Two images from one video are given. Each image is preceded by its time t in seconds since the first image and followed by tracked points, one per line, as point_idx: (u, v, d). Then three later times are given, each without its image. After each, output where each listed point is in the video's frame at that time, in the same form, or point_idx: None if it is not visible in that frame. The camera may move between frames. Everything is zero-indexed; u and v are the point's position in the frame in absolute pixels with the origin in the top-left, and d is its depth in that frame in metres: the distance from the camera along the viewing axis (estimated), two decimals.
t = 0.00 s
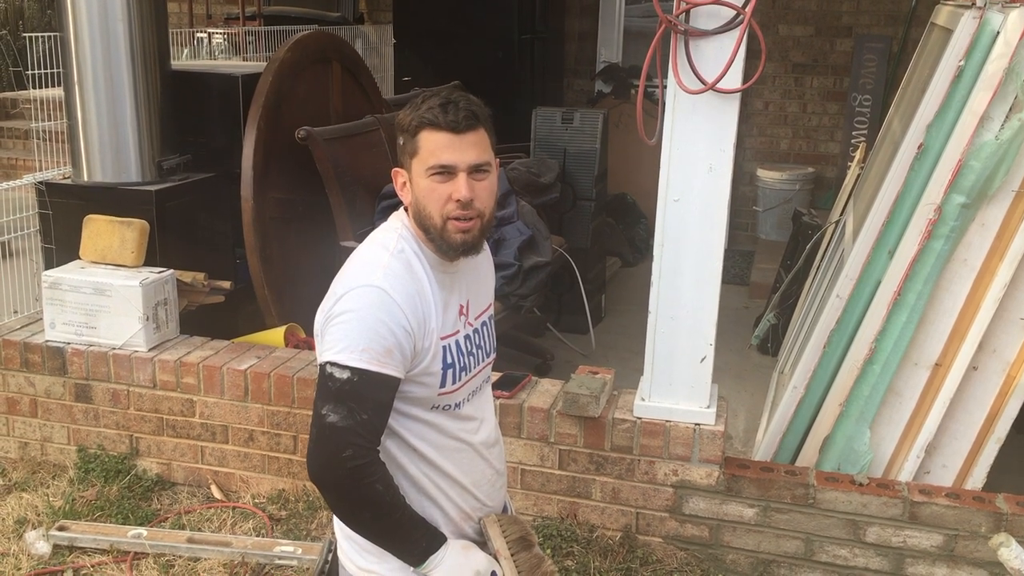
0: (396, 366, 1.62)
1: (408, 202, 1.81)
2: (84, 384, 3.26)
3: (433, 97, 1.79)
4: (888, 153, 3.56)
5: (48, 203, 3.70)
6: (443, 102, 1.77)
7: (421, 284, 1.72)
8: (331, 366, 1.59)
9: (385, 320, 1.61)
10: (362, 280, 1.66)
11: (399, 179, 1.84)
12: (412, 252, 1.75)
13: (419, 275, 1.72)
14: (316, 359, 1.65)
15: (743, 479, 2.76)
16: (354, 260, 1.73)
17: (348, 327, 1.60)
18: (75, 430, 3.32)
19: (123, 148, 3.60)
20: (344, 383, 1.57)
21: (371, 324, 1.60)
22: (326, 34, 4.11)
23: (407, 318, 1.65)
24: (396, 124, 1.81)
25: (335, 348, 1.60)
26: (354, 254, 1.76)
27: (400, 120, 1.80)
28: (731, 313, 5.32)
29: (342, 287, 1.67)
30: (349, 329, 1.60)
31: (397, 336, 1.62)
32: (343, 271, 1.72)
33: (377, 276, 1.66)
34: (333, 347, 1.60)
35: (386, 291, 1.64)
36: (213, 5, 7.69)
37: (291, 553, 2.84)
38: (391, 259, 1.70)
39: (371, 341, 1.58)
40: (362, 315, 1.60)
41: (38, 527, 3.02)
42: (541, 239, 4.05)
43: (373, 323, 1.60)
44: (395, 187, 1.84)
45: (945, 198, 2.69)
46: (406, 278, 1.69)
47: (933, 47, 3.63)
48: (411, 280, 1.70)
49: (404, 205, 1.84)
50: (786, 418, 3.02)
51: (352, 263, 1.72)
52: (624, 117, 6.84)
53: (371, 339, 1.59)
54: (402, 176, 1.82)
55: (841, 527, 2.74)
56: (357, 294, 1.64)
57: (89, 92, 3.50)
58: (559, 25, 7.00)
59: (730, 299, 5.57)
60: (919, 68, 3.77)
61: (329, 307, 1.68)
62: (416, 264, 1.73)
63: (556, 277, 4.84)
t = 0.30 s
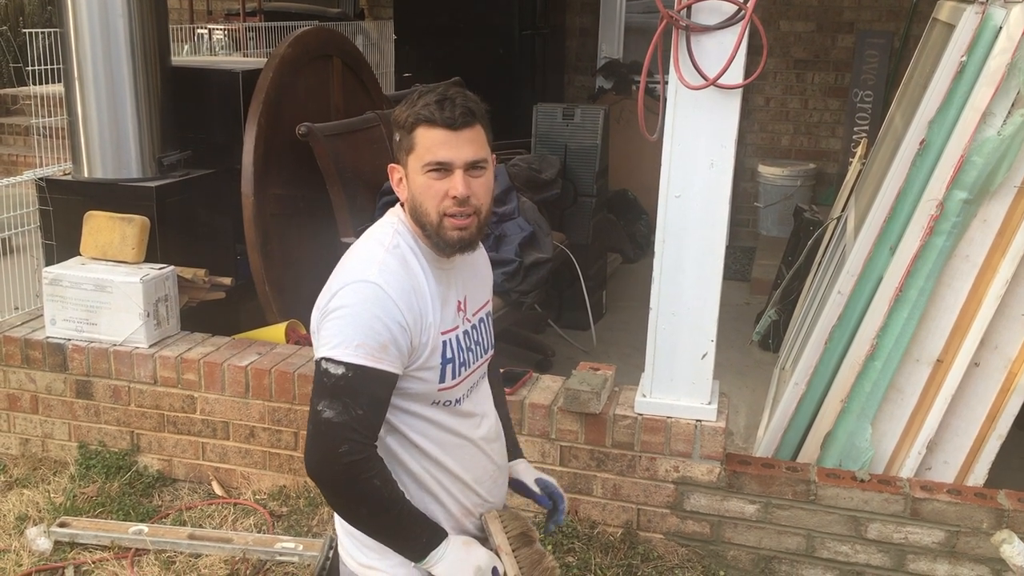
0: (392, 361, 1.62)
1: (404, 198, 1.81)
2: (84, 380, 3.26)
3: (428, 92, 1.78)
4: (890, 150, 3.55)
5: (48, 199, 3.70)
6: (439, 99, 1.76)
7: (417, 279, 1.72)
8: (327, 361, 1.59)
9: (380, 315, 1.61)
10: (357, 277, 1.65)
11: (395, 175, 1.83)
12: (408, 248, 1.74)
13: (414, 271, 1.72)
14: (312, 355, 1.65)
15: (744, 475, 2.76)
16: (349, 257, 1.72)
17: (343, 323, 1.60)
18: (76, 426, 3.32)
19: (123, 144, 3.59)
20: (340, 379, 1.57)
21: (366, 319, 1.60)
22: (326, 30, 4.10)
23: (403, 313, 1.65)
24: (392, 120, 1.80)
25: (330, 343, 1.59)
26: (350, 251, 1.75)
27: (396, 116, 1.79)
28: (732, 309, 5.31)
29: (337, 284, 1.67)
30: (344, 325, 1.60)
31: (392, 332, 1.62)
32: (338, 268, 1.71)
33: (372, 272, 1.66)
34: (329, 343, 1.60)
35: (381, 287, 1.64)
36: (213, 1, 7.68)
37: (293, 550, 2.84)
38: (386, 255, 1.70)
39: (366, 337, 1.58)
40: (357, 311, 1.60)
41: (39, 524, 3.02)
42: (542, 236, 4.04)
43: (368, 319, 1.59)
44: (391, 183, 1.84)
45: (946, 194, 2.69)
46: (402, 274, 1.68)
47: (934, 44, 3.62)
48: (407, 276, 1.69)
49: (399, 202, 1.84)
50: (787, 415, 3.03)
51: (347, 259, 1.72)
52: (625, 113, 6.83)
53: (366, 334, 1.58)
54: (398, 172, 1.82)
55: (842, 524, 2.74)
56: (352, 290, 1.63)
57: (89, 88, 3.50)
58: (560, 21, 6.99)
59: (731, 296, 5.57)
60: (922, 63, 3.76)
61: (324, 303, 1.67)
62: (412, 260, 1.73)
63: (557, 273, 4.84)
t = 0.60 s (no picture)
0: (392, 357, 1.61)
1: (398, 194, 1.80)
2: (85, 379, 3.25)
3: (425, 88, 1.78)
4: (891, 149, 3.55)
5: (48, 198, 3.69)
6: (435, 95, 1.75)
7: (414, 274, 1.71)
8: (327, 359, 1.58)
9: (379, 311, 1.60)
10: (354, 273, 1.65)
11: (389, 170, 1.83)
12: (403, 244, 1.74)
13: (411, 266, 1.71)
14: (312, 353, 1.64)
15: (745, 475, 2.76)
16: (345, 254, 1.72)
17: (341, 320, 1.59)
18: (76, 425, 3.31)
19: (124, 143, 3.59)
20: (340, 376, 1.57)
21: (365, 315, 1.60)
22: (327, 28, 4.09)
23: (401, 308, 1.65)
24: (387, 115, 1.79)
25: (330, 341, 1.59)
26: (346, 249, 1.75)
27: (392, 111, 1.79)
28: (733, 308, 5.31)
29: (334, 281, 1.66)
30: (343, 322, 1.59)
31: (391, 327, 1.61)
32: (335, 265, 1.71)
33: (368, 268, 1.65)
34: (328, 341, 1.59)
35: (378, 282, 1.63)
36: None
37: (293, 549, 2.83)
38: (382, 251, 1.69)
39: (365, 333, 1.58)
40: (355, 307, 1.60)
41: (39, 523, 3.02)
42: (543, 234, 4.04)
43: (366, 314, 1.59)
44: (385, 178, 1.83)
45: (949, 192, 2.68)
46: (398, 269, 1.68)
47: (935, 43, 3.62)
48: (404, 271, 1.69)
49: (394, 197, 1.83)
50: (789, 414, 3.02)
51: (344, 256, 1.71)
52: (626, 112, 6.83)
53: (366, 331, 1.58)
54: (393, 168, 1.82)
55: (844, 523, 2.74)
56: (349, 287, 1.63)
57: (89, 87, 3.49)
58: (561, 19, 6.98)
59: (732, 294, 5.57)
60: (924, 60, 3.75)
61: (322, 301, 1.67)
62: (408, 255, 1.72)
63: (558, 272, 4.83)
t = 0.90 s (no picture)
0: (381, 357, 1.61)
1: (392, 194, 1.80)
2: (84, 378, 3.24)
3: (427, 91, 1.77)
4: (892, 150, 3.54)
5: (48, 196, 3.68)
6: (437, 99, 1.74)
7: (402, 274, 1.71)
8: (315, 361, 1.58)
9: (365, 311, 1.60)
10: (341, 274, 1.65)
11: (384, 169, 1.82)
12: (391, 244, 1.73)
13: (399, 266, 1.71)
14: (301, 355, 1.64)
15: (746, 476, 2.75)
16: (333, 256, 1.72)
17: (328, 321, 1.59)
18: (75, 425, 3.31)
19: (124, 142, 3.58)
20: (328, 377, 1.57)
21: (350, 316, 1.59)
22: (327, 27, 4.08)
23: (388, 308, 1.64)
24: (386, 114, 1.78)
25: (317, 342, 1.59)
26: (335, 251, 1.75)
27: (390, 111, 1.78)
28: (733, 308, 5.30)
29: (322, 283, 1.66)
30: (329, 323, 1.59)
31: (378, 327, 1.61)
32: (323, 266, 1.71)
33: (354, 269, 1.65)
34: (315, 342, 1.59)
35: (364, 282, 1.63)
36: None
37: (293, 549, 2.83)
38: (369, 252, 1.69)
39: (352, 333, 1.57)
40: (341, 308, 1.59)
41: (39, 522, 3.01)
42: (544, 234, 4.05)
43: (351, 315, 1.59)
44: (379, 177, 1.83)
45: (951, 193, 2.67)
46: (385, 269, 1.68)
47: (937, 44, 3.62)
48: (391, 271, 1.68)
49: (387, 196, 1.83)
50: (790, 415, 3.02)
51: (332, 258, 1.71)
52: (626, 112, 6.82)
53: (352, 331, 1.57)
54: (388, 167, 1.81)
55: (844, 524, 2.73)
56: (336, 288, 1.63)
57: (90, 86, 3.49)
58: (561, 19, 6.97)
59: (732, 294, 5.56)
60: (925, 61, 3.75)
61: (310, 302, 1.67)
62: (396, 256, 1.72)
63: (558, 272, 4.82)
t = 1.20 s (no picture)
0: (379, 356, 1.60)
1: (394, 189, 1.78)
2: (83, 375, 3.24)
3: (435, 88, 1.75)
4: (893, 149, 3.54)
5: (47, 193, 3.68)
6: (447, 97, 1.73)
7: (400, 273, 1.70)
8: (312, 359, 1.58)
9: (363, 309, 1.59)
10: (338, 272, 1.64)
11: (384, 164, 1.80)
12: (389, 243, 1.73)
13: (397, 265, 1.71)
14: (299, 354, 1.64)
15: (745, 474, 2.75)
16: (331, 255, 1.71)
17: (325, 319, 1.59)
18: (74, 421, 3.30)
19: (123, 139, 3.57)
20: (326, 376, 1.56)
21: (348, 314, 1.59)
22: (327, 24, 4.07)
23: (385, 307, 1.63)
24: (391, 109, 1.76)
25: (315, 341, 1.58)
26: (333, 249, 1.74)
27: (396, 107, 1.75)
28: (732, 307, 5.30)
29: (319, 282, 1.66)
30: (327, 322, 1.58)
31: (376, 326, 1.60)
32: (321, 265, 1.70)
33: (352, 268, 1.64)
34: (313, 341, 1.58)
35: (361, 281, 1.62)
36: None
37: (292, 546, 2.82)
38: (367, 251, 1.69)
39: (349, 332, 1.57)
40: (338, 307, 1.59)
41: (37, 519, 3.01)
42: (543, 232, 4.04)
43: (349, 313, 1.58)
44: (379, 172, 1.81)
45: (951, 192, 2.67)
46: (383, 268, 1.67)
47: (938, 42, 3.61)
48: (388, 270, 1.68)
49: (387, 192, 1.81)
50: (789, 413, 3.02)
51: (329, 257, 1.71)
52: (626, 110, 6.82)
53: (349, 330, 1.57)
54: (390, 162, 1.79)
55: (844, 523, 2.73)
56: (334, 287, 1.62)
57: (89, 82, 3.48)
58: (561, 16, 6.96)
59: (731, 293, 5.55)
60: (926, 61, 3.74)
61: (308, 301, 1.66)
62: (394, 254, 1.71)
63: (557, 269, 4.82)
